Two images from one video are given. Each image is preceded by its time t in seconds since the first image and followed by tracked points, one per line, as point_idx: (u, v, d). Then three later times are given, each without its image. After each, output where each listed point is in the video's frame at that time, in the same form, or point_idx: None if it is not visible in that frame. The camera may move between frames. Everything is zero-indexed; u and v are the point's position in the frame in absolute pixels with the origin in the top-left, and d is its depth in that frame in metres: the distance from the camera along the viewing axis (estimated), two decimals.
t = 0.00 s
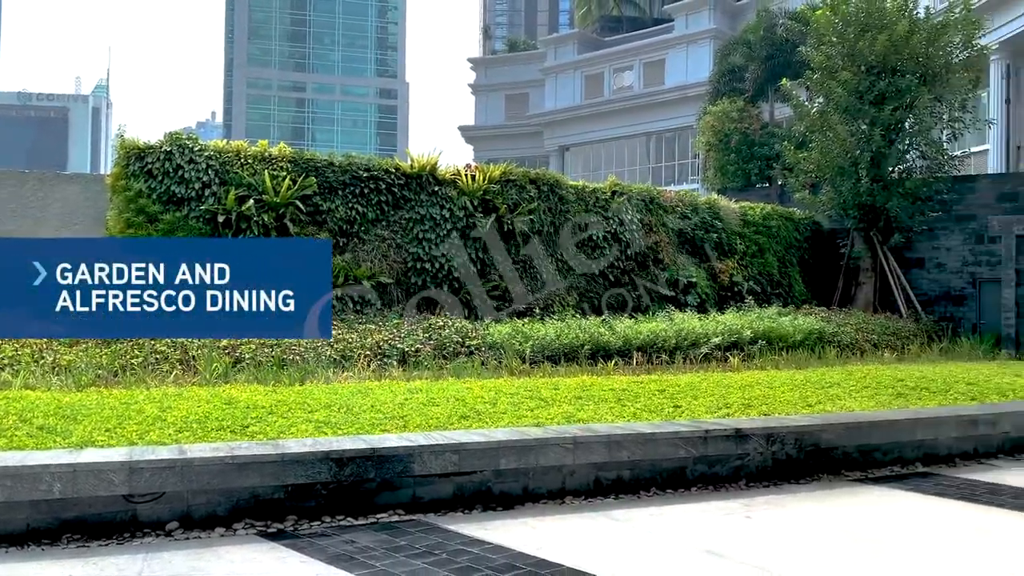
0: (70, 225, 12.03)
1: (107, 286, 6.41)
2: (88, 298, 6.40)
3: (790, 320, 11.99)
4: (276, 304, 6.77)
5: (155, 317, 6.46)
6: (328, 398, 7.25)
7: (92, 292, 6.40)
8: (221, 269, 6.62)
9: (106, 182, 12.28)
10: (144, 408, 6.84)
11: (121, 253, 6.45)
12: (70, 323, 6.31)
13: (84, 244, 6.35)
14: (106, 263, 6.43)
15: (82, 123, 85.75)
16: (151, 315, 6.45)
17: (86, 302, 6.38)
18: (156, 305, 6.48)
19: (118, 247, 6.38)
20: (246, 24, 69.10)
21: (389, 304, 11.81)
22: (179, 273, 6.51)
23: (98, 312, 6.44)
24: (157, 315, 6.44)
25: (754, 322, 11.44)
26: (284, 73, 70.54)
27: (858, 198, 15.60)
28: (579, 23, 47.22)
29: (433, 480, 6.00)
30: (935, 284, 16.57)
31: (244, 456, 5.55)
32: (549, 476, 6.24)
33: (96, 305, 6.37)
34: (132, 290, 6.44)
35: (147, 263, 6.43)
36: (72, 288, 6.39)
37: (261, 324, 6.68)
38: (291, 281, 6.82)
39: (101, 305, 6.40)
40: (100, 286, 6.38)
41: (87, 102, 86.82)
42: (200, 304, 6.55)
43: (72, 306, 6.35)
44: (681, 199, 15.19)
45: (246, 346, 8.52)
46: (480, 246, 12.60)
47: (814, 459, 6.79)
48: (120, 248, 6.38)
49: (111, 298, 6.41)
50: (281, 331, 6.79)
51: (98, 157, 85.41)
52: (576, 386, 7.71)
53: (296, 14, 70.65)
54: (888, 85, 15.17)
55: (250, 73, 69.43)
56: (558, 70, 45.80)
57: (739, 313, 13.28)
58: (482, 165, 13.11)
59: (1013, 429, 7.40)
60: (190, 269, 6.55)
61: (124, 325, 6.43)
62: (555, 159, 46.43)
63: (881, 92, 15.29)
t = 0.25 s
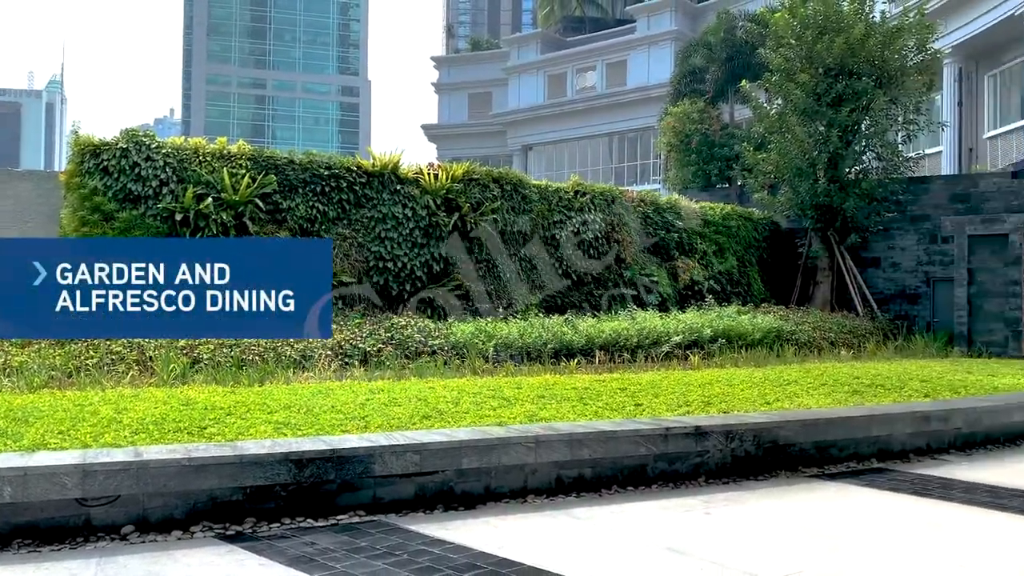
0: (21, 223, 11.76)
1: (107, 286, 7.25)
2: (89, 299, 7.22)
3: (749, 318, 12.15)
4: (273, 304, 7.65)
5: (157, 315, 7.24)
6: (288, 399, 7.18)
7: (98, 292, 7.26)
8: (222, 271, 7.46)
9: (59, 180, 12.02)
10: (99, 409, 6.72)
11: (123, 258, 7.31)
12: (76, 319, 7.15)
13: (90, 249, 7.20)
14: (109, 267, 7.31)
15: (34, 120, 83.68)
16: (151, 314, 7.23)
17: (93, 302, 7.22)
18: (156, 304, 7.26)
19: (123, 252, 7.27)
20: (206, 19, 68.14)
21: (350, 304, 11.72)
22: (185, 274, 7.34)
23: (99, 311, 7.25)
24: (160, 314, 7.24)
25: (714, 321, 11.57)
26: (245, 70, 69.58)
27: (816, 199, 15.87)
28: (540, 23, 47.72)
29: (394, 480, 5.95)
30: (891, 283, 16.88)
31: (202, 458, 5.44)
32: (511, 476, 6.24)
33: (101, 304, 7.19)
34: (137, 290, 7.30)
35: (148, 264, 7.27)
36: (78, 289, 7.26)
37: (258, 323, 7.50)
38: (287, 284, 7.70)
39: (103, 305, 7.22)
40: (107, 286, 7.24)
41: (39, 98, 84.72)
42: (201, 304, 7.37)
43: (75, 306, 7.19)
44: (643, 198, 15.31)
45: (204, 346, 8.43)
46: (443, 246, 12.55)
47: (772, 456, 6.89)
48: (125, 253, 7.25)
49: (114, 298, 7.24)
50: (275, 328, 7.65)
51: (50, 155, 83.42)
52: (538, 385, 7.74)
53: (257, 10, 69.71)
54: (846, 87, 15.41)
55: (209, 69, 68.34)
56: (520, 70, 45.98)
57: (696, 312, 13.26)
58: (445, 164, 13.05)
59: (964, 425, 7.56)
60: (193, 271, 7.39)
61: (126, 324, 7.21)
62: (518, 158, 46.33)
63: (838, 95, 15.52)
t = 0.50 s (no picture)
0: None
1: (107, 286, 7.48)
2: (88, 298, 7.42)
3: (715, 317, 12.27)
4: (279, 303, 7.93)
5: (157, 315, 7.43)
6: (254, 400, 7.11)
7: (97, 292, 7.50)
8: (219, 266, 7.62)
9: (17, 177, 11.73)
10: (59, 411, 6.58)
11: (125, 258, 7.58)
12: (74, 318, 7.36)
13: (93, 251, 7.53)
14: (109, 266, 7.59)
15: None
16: (152, 312, 7.42)
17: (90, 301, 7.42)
18: (157, 303, 7.45)
19: (124, 253, 7.54)
20: (170, 15, 67.12)
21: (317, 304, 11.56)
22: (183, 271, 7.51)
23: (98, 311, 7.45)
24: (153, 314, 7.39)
25: (681, 320, 11.67)
26: (210, 66, 68.52)
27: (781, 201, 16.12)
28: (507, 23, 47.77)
29: (361, 481, 5.89)
30: (853, 283, 17.12)
31: (166, 460, 5.31)
32: (479, 476, 6.23)
33: (100, 303, 7.38)
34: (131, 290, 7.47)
35: (149, 263, 7.48)
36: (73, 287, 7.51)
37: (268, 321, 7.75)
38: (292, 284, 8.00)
39: (103, 304, 7.42)
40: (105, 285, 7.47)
41: None
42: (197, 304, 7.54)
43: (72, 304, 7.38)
44: (611, 198, 15.36)
45: (168, 346, 8.39)
46: (411, 245, 12.48)
47: (738, 454, 6.95)
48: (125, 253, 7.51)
49: (113, 297, 7.45)
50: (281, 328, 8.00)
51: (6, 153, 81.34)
52: (507, 384, 7.75)
53: (223, 7, 68.73)
54: (810, 89, 15.59)
55: (173, 66, 67.16)
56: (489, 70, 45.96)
57: (662, 311, 13.32)
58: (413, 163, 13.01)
59: (925, 422, 7.70)
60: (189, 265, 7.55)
61: (126, 321, 7.41)
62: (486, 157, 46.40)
63: (803, 97, 15.70)
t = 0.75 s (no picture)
0: None
1: (109, 286, 8.21)
2: (90, 298, 8.14)
3: (680, 317, 12.36)
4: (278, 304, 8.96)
5: (157, 314, 8.23)
6: (215, 401, 7.02)
7: (97, 292, 8.22)
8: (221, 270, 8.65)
9: None
10: (15, 415, 6.44)
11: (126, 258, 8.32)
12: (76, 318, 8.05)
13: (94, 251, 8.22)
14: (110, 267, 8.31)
15: None
16: (153, 313, 8.22)
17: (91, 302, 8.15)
18: (158, 304, 8.24)
19: (125, 254, 8.30)
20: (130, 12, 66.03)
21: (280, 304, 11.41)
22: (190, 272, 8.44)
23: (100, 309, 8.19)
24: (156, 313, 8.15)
25: (646, 319, 11.78)
26: (172, 64, 67.31)
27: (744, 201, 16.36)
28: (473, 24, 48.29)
29: (325, 483, 5.79)
30: (814, 283, 17.34)
31: (124, 463, 5.19)
32: (444, 477, 6.19)
33: (100, 304, 8.12)
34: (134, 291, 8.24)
35: (150, 265, 8.30)
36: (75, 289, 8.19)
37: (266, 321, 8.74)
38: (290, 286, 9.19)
39: (104, 304, 8.15)
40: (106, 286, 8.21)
41: None
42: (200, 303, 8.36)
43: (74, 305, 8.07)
44: (577, 198, 15.46)
45: (128, 348, 8.74)
46: (375, 245, 12.40)
47: (700, 452, 7.02)
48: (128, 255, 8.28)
49: (115, 298, 8.20)
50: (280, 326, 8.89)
51: None
52: (472, 384, 7.76)
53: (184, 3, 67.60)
54: (772, 91, 15.81)
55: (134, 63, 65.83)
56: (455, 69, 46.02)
57: (626, 312, 13.35)
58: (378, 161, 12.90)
59: (883, 420, 7.83)
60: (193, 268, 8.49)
61: (129, 321, 8.21)
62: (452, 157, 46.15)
63: (765, 99, 15.93)
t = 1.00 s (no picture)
0: None
1: (107, 286, 8.42)
2: (88, 298, 8.32)
3: (650, 317, 12.43)
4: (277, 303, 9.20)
5: (156, 313, 8.34)
6: (182, 403, 6.94)
7: (97, 292, 8.40)
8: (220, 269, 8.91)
9: None
10: None
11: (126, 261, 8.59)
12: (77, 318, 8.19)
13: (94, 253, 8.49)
14: (109, 268, 8.57)
15: None
16: (151, 312, 8.34)
17: (92, 302, 8.32)
18: (157, 303, 8.35)
19: (125, 255, 8.56)
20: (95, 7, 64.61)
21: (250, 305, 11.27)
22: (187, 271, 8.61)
23: (99, 309, 8.34)
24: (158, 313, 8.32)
25: (616, 319, 11.85)
26: (138, 62, 65.96)
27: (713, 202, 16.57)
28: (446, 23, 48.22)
29: (293, 485, 5.72)
30: (782, 283, 17.51)
31: (87, 466, 5.09)
32: (414, 477, 6.16)
33: (100, 304, 8.28)
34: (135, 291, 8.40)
35: (149, 265, 8.46)
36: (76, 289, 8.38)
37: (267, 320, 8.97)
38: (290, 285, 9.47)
39: (103, 304, 8.31)
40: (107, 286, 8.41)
41: None
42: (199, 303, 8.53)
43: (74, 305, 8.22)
44: (549, 199, 15.58)
45: (92, 348, 8.65)
46: (345, 244, 12.29)
47: (670, 451, 7.06)
48: (129, 257, 8.54)
49: (113, 298, 8.38)
50: (283, 327, 9.08)
51: None
52: (442, 384, 7.75)
53: None
54: (741, 93, 16.02)
55: (98, 60, 64.40)
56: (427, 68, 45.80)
57: (597, 312, 13.35)
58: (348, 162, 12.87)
59: (850, 418, 7.94)
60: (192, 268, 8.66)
61: (125, 321, 8.31)
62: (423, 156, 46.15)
63: (734, 100, 16.11)
